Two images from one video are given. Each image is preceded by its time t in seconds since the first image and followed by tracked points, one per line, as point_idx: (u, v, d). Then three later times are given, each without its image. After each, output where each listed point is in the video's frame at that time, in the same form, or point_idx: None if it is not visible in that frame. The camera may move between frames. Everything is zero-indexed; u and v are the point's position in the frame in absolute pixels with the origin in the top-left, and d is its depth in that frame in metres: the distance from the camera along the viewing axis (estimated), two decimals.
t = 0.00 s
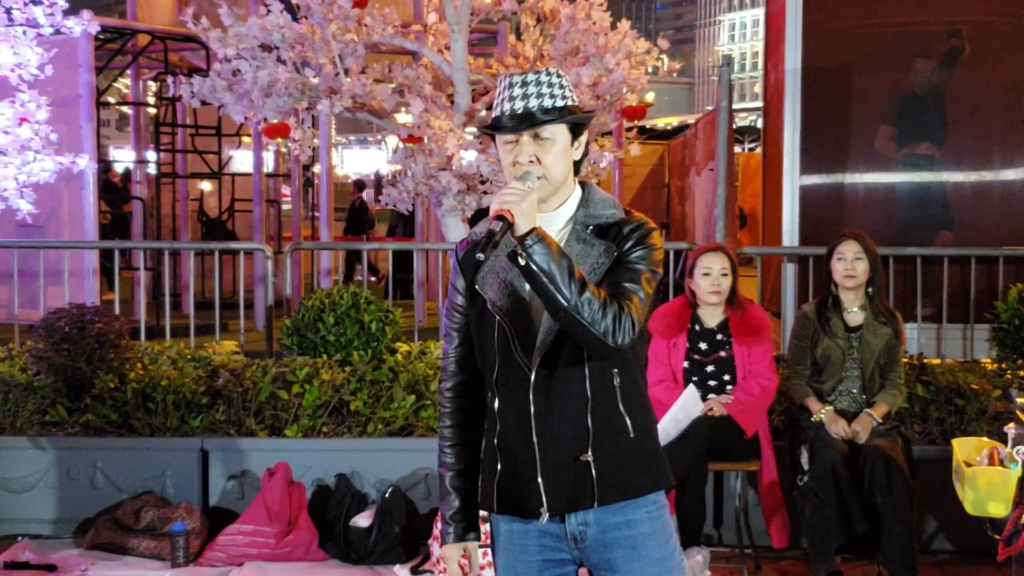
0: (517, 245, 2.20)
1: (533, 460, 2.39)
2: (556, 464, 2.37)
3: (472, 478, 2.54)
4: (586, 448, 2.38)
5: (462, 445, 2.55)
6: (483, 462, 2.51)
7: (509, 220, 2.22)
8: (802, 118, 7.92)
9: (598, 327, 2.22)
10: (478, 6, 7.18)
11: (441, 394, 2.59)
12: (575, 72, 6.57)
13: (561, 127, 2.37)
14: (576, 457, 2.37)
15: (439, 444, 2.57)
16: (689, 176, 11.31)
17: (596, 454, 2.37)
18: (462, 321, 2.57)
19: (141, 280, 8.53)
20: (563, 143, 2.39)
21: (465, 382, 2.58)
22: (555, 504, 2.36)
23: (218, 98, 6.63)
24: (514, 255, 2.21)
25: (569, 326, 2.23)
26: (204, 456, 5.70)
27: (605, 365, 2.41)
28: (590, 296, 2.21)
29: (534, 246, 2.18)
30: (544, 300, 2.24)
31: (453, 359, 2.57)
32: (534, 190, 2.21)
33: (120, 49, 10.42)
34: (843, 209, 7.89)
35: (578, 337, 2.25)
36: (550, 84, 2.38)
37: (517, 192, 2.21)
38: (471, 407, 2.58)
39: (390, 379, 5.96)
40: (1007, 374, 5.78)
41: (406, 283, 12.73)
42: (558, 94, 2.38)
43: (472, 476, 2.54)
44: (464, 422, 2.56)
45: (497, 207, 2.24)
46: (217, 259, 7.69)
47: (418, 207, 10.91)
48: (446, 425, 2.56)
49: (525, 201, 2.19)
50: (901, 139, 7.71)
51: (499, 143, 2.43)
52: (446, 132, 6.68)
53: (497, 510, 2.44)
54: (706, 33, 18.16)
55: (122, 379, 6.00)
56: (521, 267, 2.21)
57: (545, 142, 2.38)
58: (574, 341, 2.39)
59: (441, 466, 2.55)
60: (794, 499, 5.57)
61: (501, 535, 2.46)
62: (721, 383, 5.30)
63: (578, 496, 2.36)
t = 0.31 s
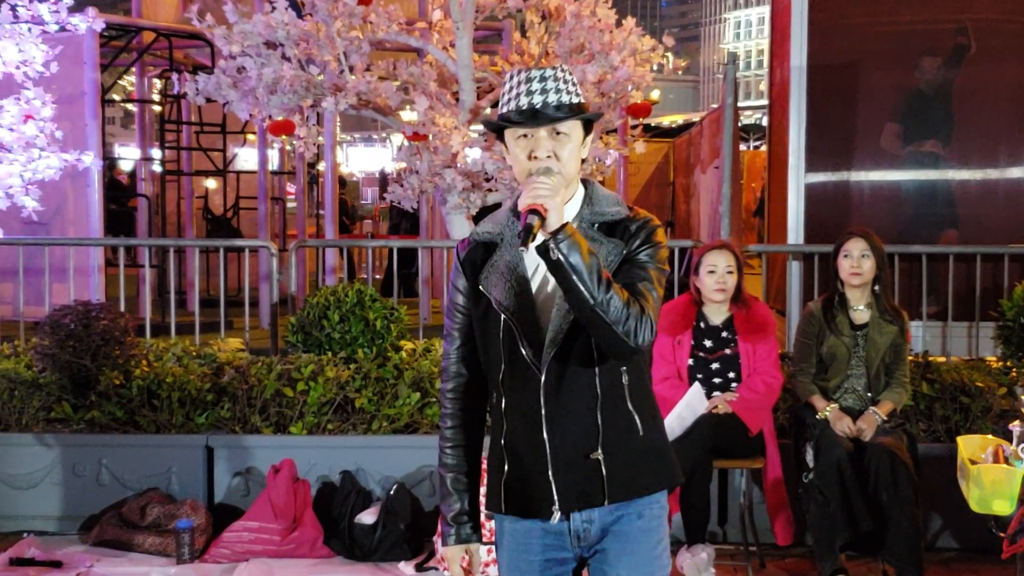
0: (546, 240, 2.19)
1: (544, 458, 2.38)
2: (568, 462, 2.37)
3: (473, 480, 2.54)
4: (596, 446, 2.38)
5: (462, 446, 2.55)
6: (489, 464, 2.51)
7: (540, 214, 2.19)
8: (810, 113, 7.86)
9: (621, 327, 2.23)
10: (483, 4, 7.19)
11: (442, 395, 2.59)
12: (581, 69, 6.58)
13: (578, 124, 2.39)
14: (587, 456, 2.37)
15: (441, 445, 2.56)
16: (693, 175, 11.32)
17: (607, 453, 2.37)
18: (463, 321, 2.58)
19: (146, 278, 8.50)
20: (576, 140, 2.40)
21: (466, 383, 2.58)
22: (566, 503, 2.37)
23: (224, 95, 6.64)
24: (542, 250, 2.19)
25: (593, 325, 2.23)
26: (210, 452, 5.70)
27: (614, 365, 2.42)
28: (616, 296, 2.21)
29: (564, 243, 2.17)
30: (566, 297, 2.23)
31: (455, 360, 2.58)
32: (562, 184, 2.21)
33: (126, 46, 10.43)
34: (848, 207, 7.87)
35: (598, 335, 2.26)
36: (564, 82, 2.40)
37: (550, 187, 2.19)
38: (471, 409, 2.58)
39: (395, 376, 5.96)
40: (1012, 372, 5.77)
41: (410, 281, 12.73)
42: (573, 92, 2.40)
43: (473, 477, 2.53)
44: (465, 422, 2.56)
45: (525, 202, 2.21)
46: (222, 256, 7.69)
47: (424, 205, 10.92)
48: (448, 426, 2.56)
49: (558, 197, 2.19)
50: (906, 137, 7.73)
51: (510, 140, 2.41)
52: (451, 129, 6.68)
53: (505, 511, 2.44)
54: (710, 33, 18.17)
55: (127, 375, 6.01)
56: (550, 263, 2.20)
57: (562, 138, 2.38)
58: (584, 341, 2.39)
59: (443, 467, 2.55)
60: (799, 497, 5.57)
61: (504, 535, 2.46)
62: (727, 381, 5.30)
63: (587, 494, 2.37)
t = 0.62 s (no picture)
0: (581, 234, 2.22)
1: (548, 458, 2.38)
2: (574, 463, 2.37)
3: (479, 480, 2.54)
4: (602, 448, 2.38)
5: (467, 447, 2.55)
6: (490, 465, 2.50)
7: (580, 204, 2.23)
8: (813, 110, 7.86)
9: (646, 325, 2.28)
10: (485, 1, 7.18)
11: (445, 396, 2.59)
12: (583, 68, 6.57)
13: (601, 126, 2.40)
14: (593, 457, 2.38)
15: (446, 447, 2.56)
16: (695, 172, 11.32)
17: (612, 454, 2.38)
18: (465, 320, 2.57)
19: (148, 276, 8.48)
20: (598, 140, 2.41)
21: (469, 383, 2.58)
22: (570, 503, 2.36)
23: (226, 93, 6.64)
24: (579, 244, 2.22)
25: (618, 322, 2.27)
26: (212, 450, 5.70)
27: (620, 367, 2.43)
28: (642, 294, 2.27)
29: (602, 235, 2.21)
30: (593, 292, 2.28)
31: (456, 359, 2.58)
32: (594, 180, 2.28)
33: (127, 44, 10.43)
34: (851, 204, 7.87)
35: (619, 333, 2.30)
36: (593, 82, 2.40)
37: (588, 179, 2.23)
38: (474, 409, 2.58)
39: (398, 374, 5.97)
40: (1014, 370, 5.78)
41: (412, 279, 12.74)
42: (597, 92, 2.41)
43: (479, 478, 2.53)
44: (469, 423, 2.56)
45: (564, 193, 2.24)
46: (224, 254, 7.70)
47: (426, 203, 10.93)
48: (451, 428, 2.56)
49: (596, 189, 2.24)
50: (908, 135, 7.74)
51: (535, 135, 2.40)
52: (453, 127, 6.69)
53: (505, 512, 2.43)
54: (712, 30, 18.19)
55: (129, 374, 6.01)
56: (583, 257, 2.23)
57: (587, 137, 2.39)
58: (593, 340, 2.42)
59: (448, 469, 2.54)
60: (801, 495, 5.57)
61: (505, 536, 2.46)
62: (729, 378, 5.30)
63: (591, 495, 2.37)
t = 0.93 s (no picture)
0: (607, 230, 2.24)
1: (545, 465, 2.37)
2: (578, 468, 2.36)
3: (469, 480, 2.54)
4: (606, 457, 2.37)
5: (458, 443, 2.55)
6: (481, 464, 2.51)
7: (608, 199, 2.26)
8: (813, 106, 7.86)
9: (663, 329, 2.30)
10: None
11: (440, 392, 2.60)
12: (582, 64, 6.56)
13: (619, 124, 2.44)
14: (597, 466, 2.37)
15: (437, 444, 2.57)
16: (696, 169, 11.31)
17: (617, 463, 2.37)
18: (467, 317, 2.60)
19: (147, 273, 8.47)
20: (617, 138, 2.43)
21: (465, 381, 2.59)
22: (571, 505, 2.35)
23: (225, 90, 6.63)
24: (606, 240, 2.25)
25: (638, 324, 2.29)
26: (212, 447, 5.70)
27: (627, 372, 2.43)
28: (661, 298, 2.29)
29: (627, 232, 2.24)
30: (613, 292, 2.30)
31: (455, 356, 2.59)
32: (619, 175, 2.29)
33: (127, 41, 10.42)
34: (850, 201, 7.89)
35: (636, 335, 2.32)
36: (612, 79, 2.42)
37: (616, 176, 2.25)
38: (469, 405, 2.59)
39: (397, 370, 5.97)
40: (1014, 365, 5.79)
41: (412, 276, 12.73)
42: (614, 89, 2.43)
43: (469, 477, 2.53)
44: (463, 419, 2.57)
45: (592, 188, 2.26)
46: (224, 251, 7.69)
47: (425, 200, 10.92)
48: (444, 425, 2.57)
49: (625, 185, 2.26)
50: (908, 131, 7.74)
51: (553, 132, 2.42)
52: (453, 124, 6.69)
53: (492, 514, 2.44)
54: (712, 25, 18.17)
55: (128, 371, 6.01)
56: (608, 254, 2.26)
57: (606, 135, 2.41)
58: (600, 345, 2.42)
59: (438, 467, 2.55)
60: (801, 491, 5.58)
61: (495, 538, 2.46)
62: (729, 374, 5.30)
63: (592, 500, 2.36)
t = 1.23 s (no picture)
0: (617, 234, 2.25)
1: (552, 472, 2.37)
2: (586, 477, 2.36)
3: (480, 482, 2.61)
4: (616, 468, 2.36)
5: (473, 448, 2.62)
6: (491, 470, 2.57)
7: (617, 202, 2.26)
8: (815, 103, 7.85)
9: (676, 334, 2.30)
10: None
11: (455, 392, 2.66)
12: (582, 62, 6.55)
13: (637, 125, 2.45)
14: (606, 477, 2.36)
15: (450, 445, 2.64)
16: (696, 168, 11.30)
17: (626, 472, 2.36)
18: (482, 318, 2.63)
19: (147, 271, 8.46)
20: (635, 138, 2.45)
21: (480, 382, 2.64)
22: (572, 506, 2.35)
23: (226, 87, 6.62)
24: (615, 244, 2.26)
25: (649, 328, 2.30)
26: (212, 445, 5.70)
27: (641, 381, 2.42)
28: (674, 303, 2.29)
29: (638, 236, 2.25)
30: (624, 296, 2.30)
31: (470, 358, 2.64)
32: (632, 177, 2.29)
33: (127, 38, 10.41)
34: (851, 199, 7.89)
35: (648, 340, 2.32)
36: (631, 79, 2.43)
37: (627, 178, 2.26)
38: (484, 408, 2.64)
39: (397, 368, 5.96)
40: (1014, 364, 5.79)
41: (412, 274, 12.72)
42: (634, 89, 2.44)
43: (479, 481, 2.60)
44: (477, 424, 2.62)
45: (600, 190, 2.27)
46: (224, 249, 7.68)
47: (426, 198, 10.91)
48: (458, 427, 2.63)
49: (635, 187, 2.26)
50: (909, 129, 7.74)
51: (567, 131, 2.45)
52: (453, 122, 6.71)
53: (500, 521, 2.45)
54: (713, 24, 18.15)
55: (129, 368, 6.01)
56: (618, 257, 2.26)
57: (622, 135, 2.43)
58: (612, 353, 2.40)
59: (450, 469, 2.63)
60: (801, 490, 5.58)
61: (502, 546, 2.49)
62: (729, 373, 5.30)
63: (597, 508, 2.35)
